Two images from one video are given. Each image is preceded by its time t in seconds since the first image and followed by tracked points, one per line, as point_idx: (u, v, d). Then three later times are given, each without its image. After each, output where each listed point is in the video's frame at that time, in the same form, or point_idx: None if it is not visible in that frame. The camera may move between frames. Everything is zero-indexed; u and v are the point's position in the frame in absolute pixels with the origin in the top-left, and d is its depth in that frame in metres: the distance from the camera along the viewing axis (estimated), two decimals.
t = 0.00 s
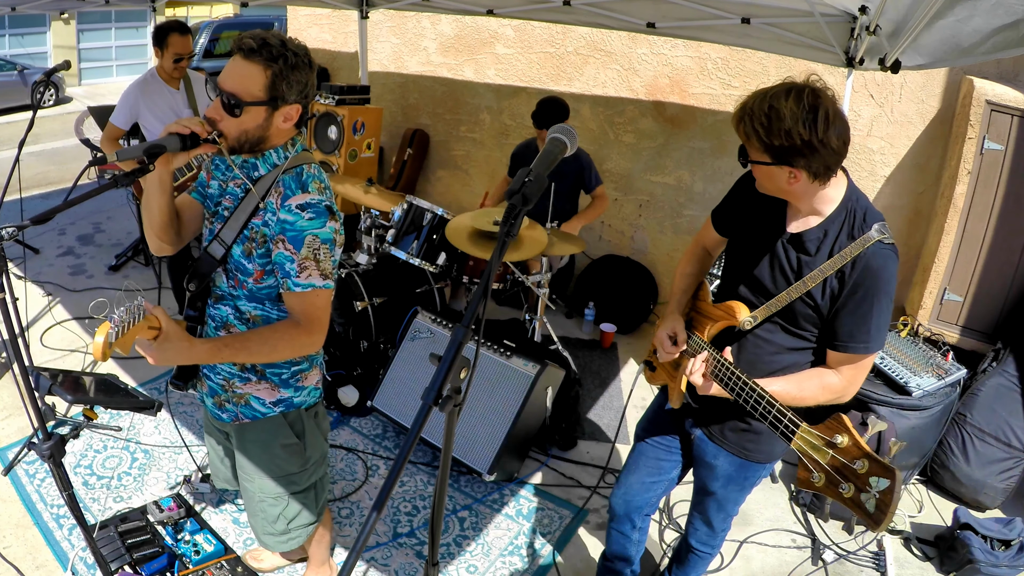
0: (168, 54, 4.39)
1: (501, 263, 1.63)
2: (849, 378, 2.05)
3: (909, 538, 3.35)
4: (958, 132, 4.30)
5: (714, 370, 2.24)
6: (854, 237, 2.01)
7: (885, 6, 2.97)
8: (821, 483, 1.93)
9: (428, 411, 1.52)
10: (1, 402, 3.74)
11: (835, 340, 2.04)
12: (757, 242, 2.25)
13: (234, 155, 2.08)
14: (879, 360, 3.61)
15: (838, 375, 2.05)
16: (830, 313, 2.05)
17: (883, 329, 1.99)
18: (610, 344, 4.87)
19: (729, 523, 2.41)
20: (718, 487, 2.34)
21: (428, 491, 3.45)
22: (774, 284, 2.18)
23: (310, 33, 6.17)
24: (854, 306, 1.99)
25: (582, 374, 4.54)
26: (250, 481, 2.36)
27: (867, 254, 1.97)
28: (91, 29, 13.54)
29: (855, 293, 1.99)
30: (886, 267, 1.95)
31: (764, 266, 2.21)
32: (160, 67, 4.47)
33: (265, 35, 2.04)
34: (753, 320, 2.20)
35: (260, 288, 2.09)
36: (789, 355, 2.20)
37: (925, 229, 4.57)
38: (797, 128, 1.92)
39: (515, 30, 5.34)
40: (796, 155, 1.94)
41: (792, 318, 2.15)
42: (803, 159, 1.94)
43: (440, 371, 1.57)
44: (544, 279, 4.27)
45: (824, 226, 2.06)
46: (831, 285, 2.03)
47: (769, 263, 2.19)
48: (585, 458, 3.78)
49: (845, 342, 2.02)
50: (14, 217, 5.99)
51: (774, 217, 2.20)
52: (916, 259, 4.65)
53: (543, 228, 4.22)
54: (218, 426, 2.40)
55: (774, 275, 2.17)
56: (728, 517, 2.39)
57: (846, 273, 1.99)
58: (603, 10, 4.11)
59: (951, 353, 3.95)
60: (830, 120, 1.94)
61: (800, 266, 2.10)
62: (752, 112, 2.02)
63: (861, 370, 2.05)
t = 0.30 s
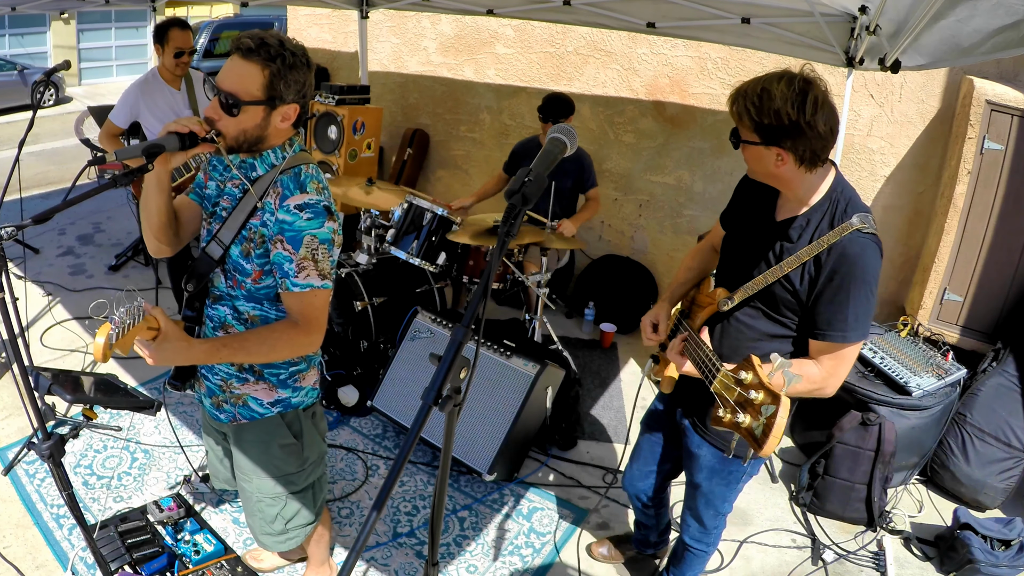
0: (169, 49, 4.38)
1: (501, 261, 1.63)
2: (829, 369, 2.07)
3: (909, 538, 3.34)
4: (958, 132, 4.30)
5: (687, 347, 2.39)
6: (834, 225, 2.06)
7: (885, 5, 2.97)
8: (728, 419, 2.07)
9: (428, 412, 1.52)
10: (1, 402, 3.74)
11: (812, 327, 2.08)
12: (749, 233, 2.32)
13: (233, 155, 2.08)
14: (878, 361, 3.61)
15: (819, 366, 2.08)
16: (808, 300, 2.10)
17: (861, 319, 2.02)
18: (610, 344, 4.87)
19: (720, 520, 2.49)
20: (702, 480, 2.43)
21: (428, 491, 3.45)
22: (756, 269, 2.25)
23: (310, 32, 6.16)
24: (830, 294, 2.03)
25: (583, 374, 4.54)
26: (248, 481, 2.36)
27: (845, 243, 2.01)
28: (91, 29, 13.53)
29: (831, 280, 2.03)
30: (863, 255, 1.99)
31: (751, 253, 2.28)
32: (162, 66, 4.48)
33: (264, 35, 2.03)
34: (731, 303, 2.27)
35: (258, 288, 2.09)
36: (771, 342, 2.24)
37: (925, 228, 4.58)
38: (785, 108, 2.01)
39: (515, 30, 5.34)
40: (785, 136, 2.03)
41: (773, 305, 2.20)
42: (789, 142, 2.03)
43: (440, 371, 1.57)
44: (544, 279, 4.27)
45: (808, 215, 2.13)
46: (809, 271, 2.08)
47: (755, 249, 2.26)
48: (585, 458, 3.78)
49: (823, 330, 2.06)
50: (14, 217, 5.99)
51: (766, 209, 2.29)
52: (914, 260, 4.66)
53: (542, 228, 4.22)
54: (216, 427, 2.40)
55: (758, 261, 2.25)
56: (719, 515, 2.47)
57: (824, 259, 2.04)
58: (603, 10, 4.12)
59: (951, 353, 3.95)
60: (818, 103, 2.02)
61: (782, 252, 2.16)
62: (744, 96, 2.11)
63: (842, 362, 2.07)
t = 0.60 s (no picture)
0: (167, 46, 4.36)
1: (500, 262, 1.63)
2: (808, 344, 2.16)
3: (909, 538, 3.34)
4: (958, 132, 4.29)
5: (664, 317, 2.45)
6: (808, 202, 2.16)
7: (886, 5, 2.97)
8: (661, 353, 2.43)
9: (428, 411, 1.52)
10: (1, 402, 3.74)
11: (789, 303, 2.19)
12: (739, 225, 2.41)
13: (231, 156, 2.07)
14: (878, 361, 3.60)
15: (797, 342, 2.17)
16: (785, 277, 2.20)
17: (836, 295, 2.11)
18: (610, 344, 4.87)
19: (715, 509, 2.55)
20: (693, 463, 2.51)
21: (428, 491, 3.45)
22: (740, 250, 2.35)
23: (310, 32, 6.16)
24: (804, 271, 2.13)
25: (583, 373, 4.54)
26: (246, 481, 2.36)
27: (817, 219, 2.11)
28: (91, 29, 13.53)
29: (804, 258, 2.13)
30: (832, 231, 2.09)
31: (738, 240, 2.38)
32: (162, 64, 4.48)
33: (263, 35, 2.03)
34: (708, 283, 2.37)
35: (257, 289, 2.09)
36: (753, 320, 2.34)
37: (926, 228, 4.60)
38: (766, 92, 2.15)
39: (515, 30, 5.34)
40: (774, 118, 2.15)
41: (754, 283, 2.31)
42: (780, 122, 2.15)
43: (440, 371, 1.57)
44: (544, 279, 4.27)
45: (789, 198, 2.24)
46: (782, 247, 2.19)
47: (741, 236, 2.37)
48: (585, 458, 3.78)
49: (799, 307, 2.16)
50: (14, 217, 5.99)
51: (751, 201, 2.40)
52: (914, 260, 4.68)
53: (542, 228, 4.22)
54: (214, 427, 2.40)
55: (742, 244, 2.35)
56: (713, 504, 2.54)
57: (795, 236, 2.15)
58: (603, 10, 4.12)
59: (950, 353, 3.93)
60: (795, 93, 2.20)
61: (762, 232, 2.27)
62: (722, 96, 2.22)
63: (820, 338, 2.15)
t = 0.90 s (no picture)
0: (165, 44, 4.35)
1: (501, 261, 1.63)
2: (786, 328, 2.16)
3: (909, 538, 3.34)
4: (958, 132, 4.29)
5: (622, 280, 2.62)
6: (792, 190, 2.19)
7: (886, 5, 2.97)
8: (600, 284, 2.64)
9: (428, 411, 1.52)
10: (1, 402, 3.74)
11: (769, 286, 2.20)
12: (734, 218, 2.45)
13: (231, 157, 2.06)
14: (878, 361, 3.60)
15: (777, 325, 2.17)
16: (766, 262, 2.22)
17: (812, 278, 2.12)
18: (610, 344, 4.87)
19: (704, 497, 2.56)
20: (682, 445, 2.54)
21: (428, 491, 3.45)
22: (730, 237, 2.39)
23: (310, 32, 6.16)
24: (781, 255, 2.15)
25: (583, 373, 4.54)
26: (243, 482, 2.36)
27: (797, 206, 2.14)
28: (91, 29, 13.53)
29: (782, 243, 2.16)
30: (810, 216, 2.11)
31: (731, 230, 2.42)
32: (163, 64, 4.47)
33: (262, 35, 2.02)
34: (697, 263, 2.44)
35: (257, 290, 2.09)
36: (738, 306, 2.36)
37: (925, 228, 4.60)
38: (748, 84, 2.21)
39: (515, 30, 5.34)
40: (760, 108, 2.20)
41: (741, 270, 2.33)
42: (763, 110, 2.19)
43: (440, 371, 1.57)
44: (544, 279, 4.26)
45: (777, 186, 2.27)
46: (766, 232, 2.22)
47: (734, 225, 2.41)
48: (585, 458, 3.78)
49: (776, 289, 2.17)
50: (14, 217, 5.99)
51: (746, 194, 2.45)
52: (914, 260, 4.68)
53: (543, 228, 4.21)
54: (211, 429, 2.40)
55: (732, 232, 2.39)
56: (701, 490, 2.54)
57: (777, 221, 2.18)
58: (603, 10, 4.12)
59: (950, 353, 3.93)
60: (779, 85, 2.25)
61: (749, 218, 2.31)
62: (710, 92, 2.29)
63: (798, 323, 2.15)
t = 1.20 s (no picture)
0: (163, 42, 4.35)
1: (501, 261, 1.63)
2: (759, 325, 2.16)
3: (909, 538, 3.34)
4: (958, 132, 4.29)
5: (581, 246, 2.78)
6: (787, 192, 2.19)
7: (886, 6, 2.97)
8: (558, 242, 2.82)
9: (428, 411, 1.52)
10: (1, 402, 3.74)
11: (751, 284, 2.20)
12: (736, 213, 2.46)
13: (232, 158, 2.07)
14: (878, 361, 3.60)
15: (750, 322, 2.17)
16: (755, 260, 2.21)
17: (793, 280, 2.11)
18: (610, 344, 4.88)
19: (682, 486, 2.58)
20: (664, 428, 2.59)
21: (428, 491, 3.45)
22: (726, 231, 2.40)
23: (310, 32, 6.16)
24: (766, 254, 2.16)
25: (583, 373, 4.54)
26: (240, 483, 2.36)
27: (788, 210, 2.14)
28: (91, 30, 13.53)
29: (769, 242, 2.17)
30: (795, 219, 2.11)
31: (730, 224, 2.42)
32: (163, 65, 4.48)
33: (262, 36, 2.03)
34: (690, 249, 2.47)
35: (256, 292, 2.09)
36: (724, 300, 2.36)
37: (925, 229, 4.60)
38: (741, 84, 2.25)
39: (515, 30, 5.34)
40: (756, 107, 2.21)
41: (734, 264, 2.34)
42: (756, 108, 2.21)
43: (440, 371, 1.57)
44: (544, 279, 4.25)
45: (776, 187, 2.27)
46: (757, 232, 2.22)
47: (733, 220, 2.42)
48: (585, 458, 3.78)
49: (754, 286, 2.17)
50: (14, 218, 6.00)
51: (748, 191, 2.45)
52: (914, 260, 4.68)
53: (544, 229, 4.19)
54: (209, 430, 2.40)
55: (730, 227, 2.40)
56: (678, 478, 2.58)
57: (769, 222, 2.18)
58: (603, 10, 4.12)
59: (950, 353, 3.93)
60: (777, 85, 2.25)
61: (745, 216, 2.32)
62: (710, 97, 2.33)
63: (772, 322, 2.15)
